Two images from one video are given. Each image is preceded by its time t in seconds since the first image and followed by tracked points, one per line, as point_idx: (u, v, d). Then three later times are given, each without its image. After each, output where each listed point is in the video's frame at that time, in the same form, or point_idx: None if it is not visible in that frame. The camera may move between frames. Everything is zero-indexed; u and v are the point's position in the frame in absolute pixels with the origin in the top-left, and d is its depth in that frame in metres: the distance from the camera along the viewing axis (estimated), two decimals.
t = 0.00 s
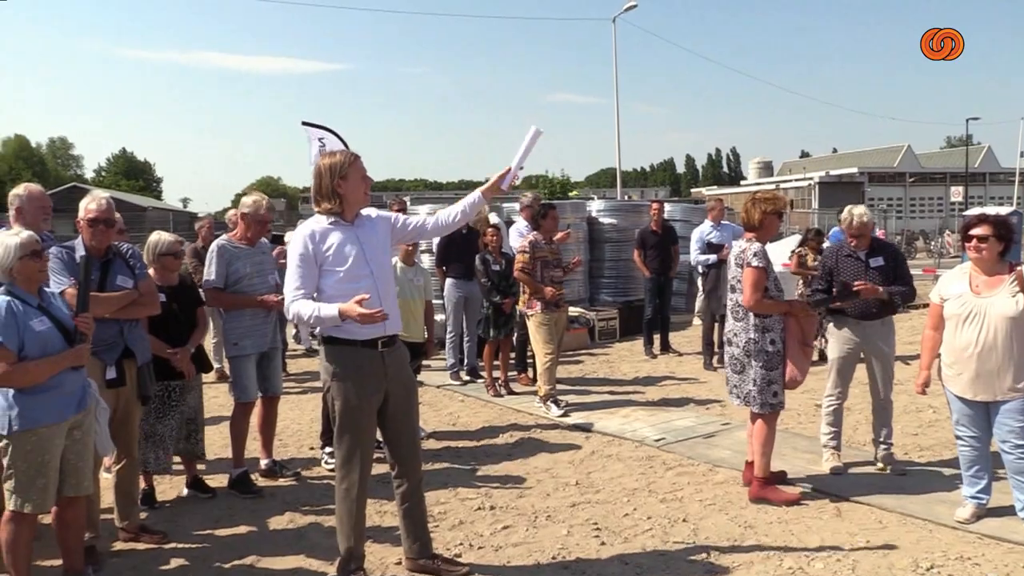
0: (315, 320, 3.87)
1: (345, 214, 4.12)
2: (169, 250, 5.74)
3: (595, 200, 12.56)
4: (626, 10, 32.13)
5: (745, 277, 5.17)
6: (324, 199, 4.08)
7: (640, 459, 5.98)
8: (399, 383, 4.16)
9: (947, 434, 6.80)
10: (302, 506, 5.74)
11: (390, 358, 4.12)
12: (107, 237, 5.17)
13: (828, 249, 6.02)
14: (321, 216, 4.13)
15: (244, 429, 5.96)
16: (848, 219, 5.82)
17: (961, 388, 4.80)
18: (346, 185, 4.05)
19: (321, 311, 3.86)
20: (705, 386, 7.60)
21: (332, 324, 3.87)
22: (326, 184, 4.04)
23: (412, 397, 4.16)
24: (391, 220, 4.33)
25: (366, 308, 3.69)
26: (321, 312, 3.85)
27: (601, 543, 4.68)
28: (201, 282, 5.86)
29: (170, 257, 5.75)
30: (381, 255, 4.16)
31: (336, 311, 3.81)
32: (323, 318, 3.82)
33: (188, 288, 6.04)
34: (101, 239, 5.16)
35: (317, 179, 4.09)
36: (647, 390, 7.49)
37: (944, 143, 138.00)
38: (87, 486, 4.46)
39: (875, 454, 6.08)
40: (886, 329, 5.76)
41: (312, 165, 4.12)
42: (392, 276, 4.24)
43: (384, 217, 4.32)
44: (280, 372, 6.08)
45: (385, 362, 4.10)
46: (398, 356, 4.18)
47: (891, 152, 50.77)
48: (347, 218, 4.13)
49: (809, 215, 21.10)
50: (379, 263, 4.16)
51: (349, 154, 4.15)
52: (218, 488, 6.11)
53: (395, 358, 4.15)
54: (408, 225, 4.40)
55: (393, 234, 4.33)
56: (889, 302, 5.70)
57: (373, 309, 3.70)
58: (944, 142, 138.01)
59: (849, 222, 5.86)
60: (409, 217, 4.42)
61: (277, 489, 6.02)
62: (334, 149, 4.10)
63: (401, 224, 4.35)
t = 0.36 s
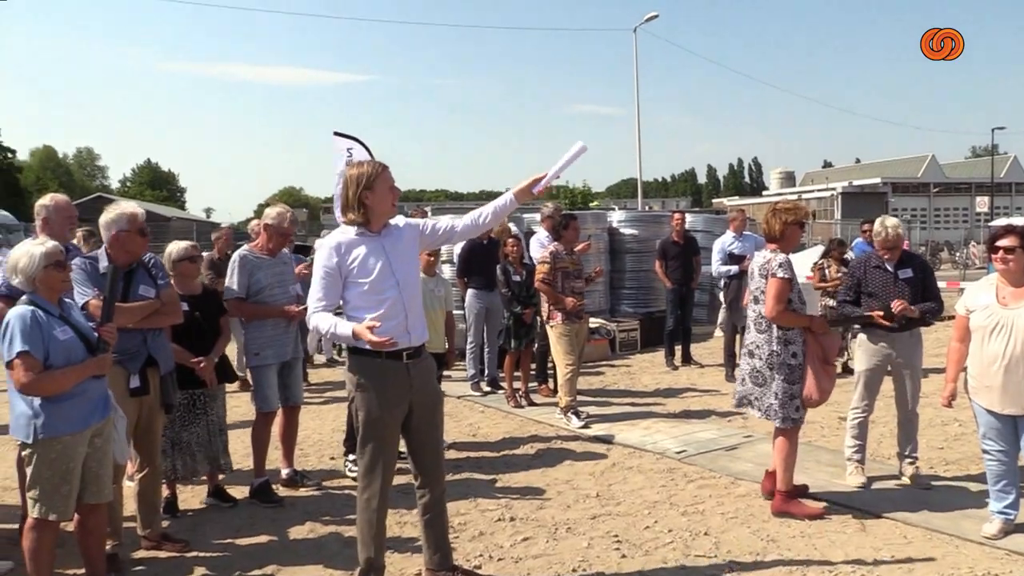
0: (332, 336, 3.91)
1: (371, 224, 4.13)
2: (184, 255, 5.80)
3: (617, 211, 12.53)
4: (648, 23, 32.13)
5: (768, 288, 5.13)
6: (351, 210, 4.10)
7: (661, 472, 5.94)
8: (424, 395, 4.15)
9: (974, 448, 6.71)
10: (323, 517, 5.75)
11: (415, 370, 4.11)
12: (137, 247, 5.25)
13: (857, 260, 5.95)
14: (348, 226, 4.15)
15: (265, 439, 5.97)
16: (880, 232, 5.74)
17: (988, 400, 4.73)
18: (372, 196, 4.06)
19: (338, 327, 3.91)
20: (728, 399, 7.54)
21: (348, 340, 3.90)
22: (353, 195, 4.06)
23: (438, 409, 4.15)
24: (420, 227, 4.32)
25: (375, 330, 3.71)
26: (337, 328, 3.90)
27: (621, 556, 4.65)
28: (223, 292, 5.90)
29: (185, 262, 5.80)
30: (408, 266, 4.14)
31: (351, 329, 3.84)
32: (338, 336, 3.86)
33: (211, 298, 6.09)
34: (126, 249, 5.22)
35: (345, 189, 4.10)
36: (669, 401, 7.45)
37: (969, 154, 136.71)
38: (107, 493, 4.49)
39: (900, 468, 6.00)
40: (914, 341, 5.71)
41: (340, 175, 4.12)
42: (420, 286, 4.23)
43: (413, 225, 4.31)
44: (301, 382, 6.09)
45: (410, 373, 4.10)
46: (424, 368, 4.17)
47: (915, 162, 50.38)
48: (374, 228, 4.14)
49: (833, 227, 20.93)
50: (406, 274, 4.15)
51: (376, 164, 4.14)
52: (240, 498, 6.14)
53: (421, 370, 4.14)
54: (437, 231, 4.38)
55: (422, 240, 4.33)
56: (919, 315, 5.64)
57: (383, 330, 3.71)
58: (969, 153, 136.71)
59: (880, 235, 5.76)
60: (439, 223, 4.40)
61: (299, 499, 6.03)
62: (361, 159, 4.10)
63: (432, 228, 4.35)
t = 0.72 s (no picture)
0: (350, 361, 3.93)
1: (394, 250, 4.14)
2: (203, 279, 5.82)
3: (634, 235, 12.52)
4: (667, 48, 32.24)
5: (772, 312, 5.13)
6: (375, 236, 4.11)
7: (680, 498, 5.89)
8: (444, 422, 4.14)
9: (998, 476, 6.61)
10: (339, 541, 5.73)
11: (435, 395, 4.10)
12: (160, 270, 5.32)
13: (876, 284, 5.90)
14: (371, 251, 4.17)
15: (282, 464, 5.97)
16: (902, 257, 5.67)
17: (1012, 427, 4.65)
18: (396, 222, 4.08)
19: (355, 352, 3.92)
20: (747, 424, 7.48)
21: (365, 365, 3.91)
22: (376, 221, 4.08)
23: (457, 436, 4.13)
24: (443, 253, 4.33)
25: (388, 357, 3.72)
26: (354, 353, 3.91)
27: None
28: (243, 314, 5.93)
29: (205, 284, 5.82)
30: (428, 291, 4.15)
31: (367, 355, 3.85)
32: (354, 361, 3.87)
33: (231, 320, 6.12)
34: (148, 273, 5.28)
35: (369, 215, 4.13)
36: (687, 427, 7.39)
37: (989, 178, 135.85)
38: (122, 516, 4.49)
39: (922, 495, 5.92)
40: (935, 366, 5.67)
41: (364, 201, 4.15)
42: (440, 312, 4.23)
43: (434, 250, 4.32)
44: (318, 407, 6.09)
45: (429, 399, 4.09)
46: (444, 394, 4.16)
47: (935, 186, 50.10)
48: (396, 254, 4.15)
49: (853, 250, 20.81)
50: (426, 300, 4.15)
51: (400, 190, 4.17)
52: (257, 522, 6.13)
53: (440, 397, 4.13)
54: (460, 257, 4.39)
55: (444, 266, 4.34)
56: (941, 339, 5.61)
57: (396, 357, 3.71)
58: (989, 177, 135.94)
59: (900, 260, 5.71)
60: (462, 250, 4.40)
61: (315, 523, 6.02)
62: (386, 186, 4.12)
63: (455, 256, 4.35)
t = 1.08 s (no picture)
0: (362, 374, 3.93)
1: (406, 263, 4.15)
2: (218, 290, 5.81)
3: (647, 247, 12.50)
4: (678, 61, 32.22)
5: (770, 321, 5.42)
6: (387, 249, 4.12)
7: (693, 512, 5.86)
8: (455, 434, 4.13)
9: (1016, 491, 6.54)
10: (351, 553, 5.72)
11: (447, 408, 4.10)
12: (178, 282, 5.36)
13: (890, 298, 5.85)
14: (384, 264, 4.18)
15: (295, 476, 5.97)
16: (917, 271, 5.62)
17: None
18: (409, 235, 4.09)
19: (367, 365, 3.92)
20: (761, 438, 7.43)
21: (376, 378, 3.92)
22: (390, 234, 4.09)
23: (470, 449, 4.13)
24: (456, 265, 4.34)
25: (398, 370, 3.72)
26: (366, 366, 3.92)
27: None
28: (257, 326, 5.96)
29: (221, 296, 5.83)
30: (441, 304, 4.15)
31: (379, 368, 3.86)
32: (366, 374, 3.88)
33: (245, 332, 6.15)
34: (165, 286, 5.32)
35: (382, 228, 4.14)
36: (700, 440, 7.35)
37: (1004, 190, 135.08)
38: (132, 530, 4.51)
39: (938, 510, 5.87)
40: (950, 380, 5.63)
41: (377, 213, 4.16)
42: (453, 325, 4.24)
43: (448, 263, 4.33)
44: (332, 419, 6.10)
45: (442, 412, 4.09)
46: (456, 407, 4.15)
47: (951, 199, 49.84)
48: (408, 267, 4.16)
49: (868, 263, 20.69)
50: (439, 312, 4.15)
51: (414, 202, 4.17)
52: (270, 534, 6.13)
53: (452, 409, 4.13)
54: (472, 270, 4.39)
55: (458, 279, 4.35)
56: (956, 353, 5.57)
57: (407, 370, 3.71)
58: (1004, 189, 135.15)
59: (915, 273, 5.66)
60: (475, 262, 4.41)
61: (328, 535, 6.01)
62: (400, 198, 4.13)
63: (469, 269, 4.36)
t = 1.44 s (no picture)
0: (371, 378, 3.94)
1: (414, 268, 4.15)
2: (226, 295, 5.88)
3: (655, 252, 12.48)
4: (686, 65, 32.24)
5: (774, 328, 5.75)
6: (395, 253, 4.13)
7: (702, 517, 5.84)
8: (464, 440, 4.13)
9: None
10: (359, 558, 5.72)
11: (456, 413, 4.10)
12: (186, 286, 5.45)
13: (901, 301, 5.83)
14: (392, 268, 4.19)
15: (303, 480, 5.97)
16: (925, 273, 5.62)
17: None
18: (416, 240, 4.09)
19: (375, 370, 3.92)
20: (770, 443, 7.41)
21: (385, 383, 3.92)
22: (396, 239, 4.09)
23: (479, 454, 4.12)
24: (465, 270, 4.35)
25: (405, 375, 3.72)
26: (375, 370, 3.92)
27: None
28: (266, 330, 5.97)
29: (229, 300, 5.87)
30: (450, 309, 4.15)
31: (387, 372, 3.86)
32: (374, 379, 3.88)
33: (254, 337, 6.16)
34: (173, 289, 5.41)
35: (389, 233, 4.14)
36: (709, 445, 7.34)
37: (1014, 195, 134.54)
38: (143, 532, 4.52)
39: (948, 516, 5.84)
40: (959, 385, 5.60)
41: (384, 218, 4.16)
42: (462, 330, 4.23)
43: (456, 267, 4.33)
44: (341, 423, 6.10)
45: (451, 417, 4.09)
46: (465, 412, 4.15)
47: (960, 203, 49.67)
48: (416, 271, 4.17)
49: (877, 268, 20.63)
50: (447, 317, 4.16)
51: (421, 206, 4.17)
52: (277, 538, 6.13)
53: (461, 414, 4.12)
54: (481, 274, 4.39)
55: (466, 283, 4.35)
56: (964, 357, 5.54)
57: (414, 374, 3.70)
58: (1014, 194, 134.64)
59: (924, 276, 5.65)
60: (484, 267, 4.41)
61: (336, 540, 6.01)
62: (405, 202, 4.13)
63: (477, 273, 4.36)
